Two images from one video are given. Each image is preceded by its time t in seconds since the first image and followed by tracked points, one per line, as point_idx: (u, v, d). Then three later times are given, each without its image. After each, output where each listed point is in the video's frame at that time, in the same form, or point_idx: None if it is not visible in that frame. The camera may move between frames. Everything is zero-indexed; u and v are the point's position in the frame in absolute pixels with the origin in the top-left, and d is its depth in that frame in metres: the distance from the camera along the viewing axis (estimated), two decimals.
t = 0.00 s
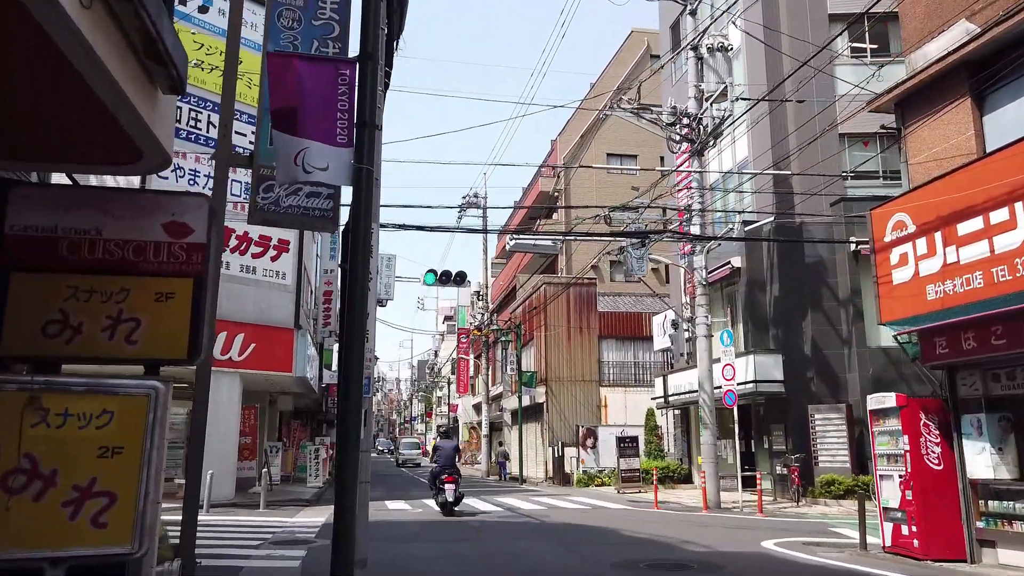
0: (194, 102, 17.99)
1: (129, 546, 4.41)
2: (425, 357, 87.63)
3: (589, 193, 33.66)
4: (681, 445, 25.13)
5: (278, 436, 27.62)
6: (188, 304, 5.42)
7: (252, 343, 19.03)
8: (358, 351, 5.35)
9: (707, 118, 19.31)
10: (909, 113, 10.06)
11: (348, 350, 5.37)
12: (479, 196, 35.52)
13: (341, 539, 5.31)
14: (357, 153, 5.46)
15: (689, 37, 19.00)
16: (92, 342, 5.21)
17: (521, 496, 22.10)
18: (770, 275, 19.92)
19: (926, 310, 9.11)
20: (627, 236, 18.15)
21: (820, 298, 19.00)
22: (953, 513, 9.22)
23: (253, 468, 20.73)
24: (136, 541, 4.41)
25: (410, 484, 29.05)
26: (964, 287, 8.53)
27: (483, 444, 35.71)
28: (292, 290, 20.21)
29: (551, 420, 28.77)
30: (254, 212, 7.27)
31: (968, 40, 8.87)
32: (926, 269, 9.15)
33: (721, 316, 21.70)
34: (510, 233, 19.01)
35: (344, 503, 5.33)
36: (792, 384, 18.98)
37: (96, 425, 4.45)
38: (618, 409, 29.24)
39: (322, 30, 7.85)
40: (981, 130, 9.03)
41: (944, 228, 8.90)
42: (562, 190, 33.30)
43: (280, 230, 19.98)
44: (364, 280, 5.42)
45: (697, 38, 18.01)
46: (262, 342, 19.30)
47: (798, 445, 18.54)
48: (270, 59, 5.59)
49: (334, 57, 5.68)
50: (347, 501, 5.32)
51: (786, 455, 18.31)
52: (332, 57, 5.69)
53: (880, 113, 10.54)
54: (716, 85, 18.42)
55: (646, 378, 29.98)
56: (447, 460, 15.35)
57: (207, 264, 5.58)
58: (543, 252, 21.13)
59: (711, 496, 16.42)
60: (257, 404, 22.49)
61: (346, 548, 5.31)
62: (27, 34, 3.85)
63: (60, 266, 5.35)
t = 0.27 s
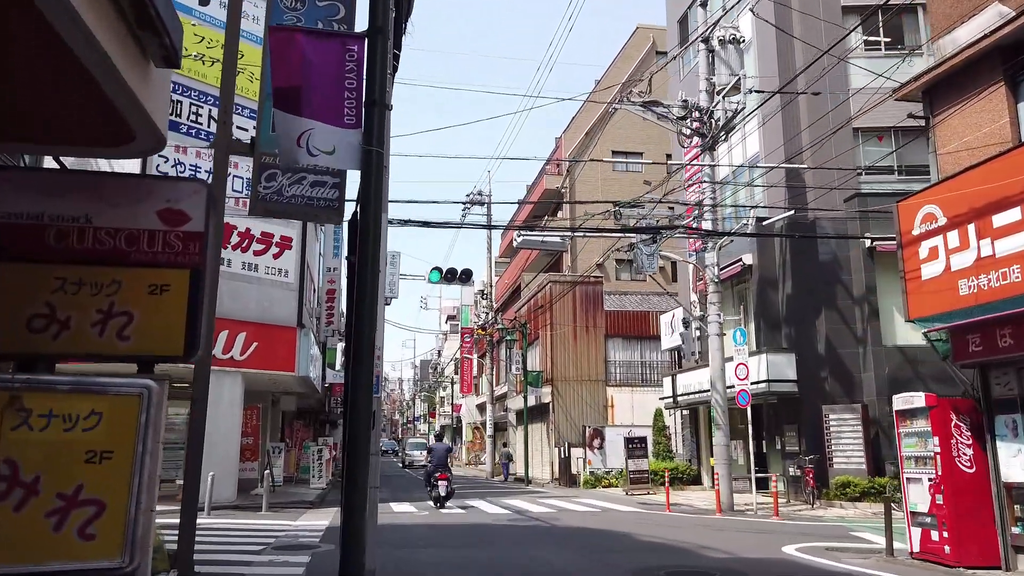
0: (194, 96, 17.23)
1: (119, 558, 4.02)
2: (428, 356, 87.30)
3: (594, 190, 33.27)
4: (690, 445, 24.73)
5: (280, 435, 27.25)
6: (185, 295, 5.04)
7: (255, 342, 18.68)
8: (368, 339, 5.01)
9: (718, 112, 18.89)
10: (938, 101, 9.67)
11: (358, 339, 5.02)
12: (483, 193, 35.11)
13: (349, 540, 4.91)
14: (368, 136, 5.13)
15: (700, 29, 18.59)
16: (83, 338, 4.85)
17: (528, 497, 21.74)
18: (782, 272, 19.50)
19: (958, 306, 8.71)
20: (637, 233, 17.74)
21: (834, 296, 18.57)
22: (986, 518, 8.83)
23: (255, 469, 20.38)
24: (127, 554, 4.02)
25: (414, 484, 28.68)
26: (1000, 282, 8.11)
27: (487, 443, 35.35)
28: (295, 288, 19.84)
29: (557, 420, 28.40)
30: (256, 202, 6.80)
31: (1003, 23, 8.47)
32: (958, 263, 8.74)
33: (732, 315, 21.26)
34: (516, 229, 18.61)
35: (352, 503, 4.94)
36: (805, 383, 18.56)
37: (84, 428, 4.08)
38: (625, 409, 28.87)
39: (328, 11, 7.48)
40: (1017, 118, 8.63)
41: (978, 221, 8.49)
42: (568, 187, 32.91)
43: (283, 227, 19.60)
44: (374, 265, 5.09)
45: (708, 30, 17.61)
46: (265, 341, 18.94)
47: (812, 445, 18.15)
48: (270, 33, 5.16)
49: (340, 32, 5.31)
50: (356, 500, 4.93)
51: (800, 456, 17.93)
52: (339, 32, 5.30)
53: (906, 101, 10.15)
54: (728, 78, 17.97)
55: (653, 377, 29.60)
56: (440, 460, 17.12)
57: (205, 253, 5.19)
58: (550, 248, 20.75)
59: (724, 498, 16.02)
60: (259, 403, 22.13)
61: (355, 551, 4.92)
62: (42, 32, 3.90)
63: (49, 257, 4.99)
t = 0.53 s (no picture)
0: (198, 88, 17.25)
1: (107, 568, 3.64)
2: (430, 356, 86.96)
3: (600, 187, 32.91)
4: (698, 445, 24.33)
5: (283, 435, 26.90)
6: (180, 282, 4.66)
7: (257, 339, 18.32)
8: (380, 322, 4.65)
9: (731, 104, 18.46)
10: (970, 86, 9.27)
11: (370, 322, 4.66)
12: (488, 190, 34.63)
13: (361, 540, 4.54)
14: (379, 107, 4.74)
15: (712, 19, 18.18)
16: (69, 327, 4.47)
17: (536, 498, 21.38)
18: (795, 268, 19.07)
19: (993, 300, 8.31)
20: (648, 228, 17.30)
21: (848, 293, 18.16)
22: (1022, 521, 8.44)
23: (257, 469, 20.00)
24: (116, 563, 3.64)
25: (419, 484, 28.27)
26: None
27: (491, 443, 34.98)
28: (297, 285, 19.50)
29: (563, 419, 28.02)
30: (259, 186, 6.44)
31: None
32: (993, 254, 8.33)
33: (743, 312, 20.86)
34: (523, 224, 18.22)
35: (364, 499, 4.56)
36: (818, 381, 18.15)
37: (69, 425, 3.70)
38: (632, 408, 28.49)
39: None
40: None
41: (1014, 210, 8.08)
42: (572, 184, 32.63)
43: (285, 222, 19.22)
44: (386, 243, 4.71)
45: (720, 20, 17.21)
46: (267, 339, 18.58)
47: (826, 445, 17.74)
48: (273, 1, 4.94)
49: None
50: (368, 496, 4.56)
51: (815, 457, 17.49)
52: None
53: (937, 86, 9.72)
54: (741, 69, 17.57)
55: (660, 376, 29.22)
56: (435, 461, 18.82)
57: (202, 237, 4.80)
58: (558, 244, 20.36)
59: (739, 500, 15.59)
60: (261, 402, 21.77)
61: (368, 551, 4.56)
62: (43, 29, 3.89)
63: (34, 240, 4.62)
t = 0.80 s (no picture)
0: (198, 82, 16.98)
1: None
2: (433, 356, 86.65)
3: (606, 185, 32.57)
4: (708, 445, 23.94)
5: (286, 435, 26.57)
6: (176, 266, 4.30)
7: (259, 338, 17.98)
8: (392, 313, 4.30)
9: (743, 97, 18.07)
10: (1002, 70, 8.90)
11: (381, 312, 4.31)
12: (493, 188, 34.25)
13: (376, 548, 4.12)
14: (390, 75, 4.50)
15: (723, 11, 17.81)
16: (55, 314, 4.12)
17: (543, 499, 21.02)
18: (808, 266, 18.92)
19: None
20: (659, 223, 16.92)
21: (863, 289, 17.75)
22: None
23: (260, 470, 19.66)
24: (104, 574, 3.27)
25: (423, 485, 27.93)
26: None
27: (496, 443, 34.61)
28: (300, 282, 19.13)
29: (569, 419, 27.64)
30: (260, 169, 6.02)
31: None
32: None
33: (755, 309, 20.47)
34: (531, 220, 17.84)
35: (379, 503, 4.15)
36: (833, 379, 17.88)
37: (51, 420, 3.36)
38: (638, 408, 28.12)
39: None
40: None
41: None
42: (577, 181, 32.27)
43: (288, 218, 18.86)
44: (399, 227, 4.38)
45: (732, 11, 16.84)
46: (269, 337, 18.23)
47: (841, 446, 17.37)
48: None
49: None
50: (383, 499, 4.15)
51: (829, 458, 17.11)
52: None
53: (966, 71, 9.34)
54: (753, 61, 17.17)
55: (667, 375, 28.84)
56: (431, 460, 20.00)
57: (200, 220, 4.44)
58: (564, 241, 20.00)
59: (753, 501, 15.19)
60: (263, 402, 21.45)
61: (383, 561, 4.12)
62: (44, 30, 3.93)
63: (17, 221, 4.28)
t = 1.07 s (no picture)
0: (201, 77, 16.62)
1: None
2: (438, 356, 86.32)
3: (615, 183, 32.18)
4: (720, 447, 23.51)
5: (291, 436, 26.22)
6: (171, 256, 3.93)
7: (264, 338, 17.62)
8: (410, 296, 3.91)
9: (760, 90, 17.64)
10: None
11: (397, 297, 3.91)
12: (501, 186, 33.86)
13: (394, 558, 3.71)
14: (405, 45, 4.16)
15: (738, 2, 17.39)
16: (38, 308, 3.76)
17: (553, 502, 20.62)
18: (825, 263, 18.50)
19: None
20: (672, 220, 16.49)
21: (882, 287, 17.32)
22: None
23: (265, 472, 19.29)
24: None
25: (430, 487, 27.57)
26: None
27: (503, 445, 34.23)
28: (306, 280, 18.74)
29: (578, 420, 27.23)
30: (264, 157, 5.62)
31: None
32: None
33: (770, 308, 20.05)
34: (541, 216, 17.42)
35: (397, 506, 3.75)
36: (851, 380, 17.46)
37: (28, 428, 3.13)
38: (649, 409, 27.71)
39: None
40: None
41: None
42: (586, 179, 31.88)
43: (293, 215, 18.49)
44: (416, 206, 4.01)
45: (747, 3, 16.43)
46: (274, 336, 17.87)
47: (859, 448, 16.93)
48: None
49: None
50: (401, 509, 3.75)
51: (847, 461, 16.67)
52: None
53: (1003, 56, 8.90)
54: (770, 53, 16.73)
55: (678, 375, 28.41)
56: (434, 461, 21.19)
57: (197, 206, 4.07)
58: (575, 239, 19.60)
59: (771, 506, 14.71)
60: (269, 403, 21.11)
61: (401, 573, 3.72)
62: (43, 29, 3.81)
63: None
